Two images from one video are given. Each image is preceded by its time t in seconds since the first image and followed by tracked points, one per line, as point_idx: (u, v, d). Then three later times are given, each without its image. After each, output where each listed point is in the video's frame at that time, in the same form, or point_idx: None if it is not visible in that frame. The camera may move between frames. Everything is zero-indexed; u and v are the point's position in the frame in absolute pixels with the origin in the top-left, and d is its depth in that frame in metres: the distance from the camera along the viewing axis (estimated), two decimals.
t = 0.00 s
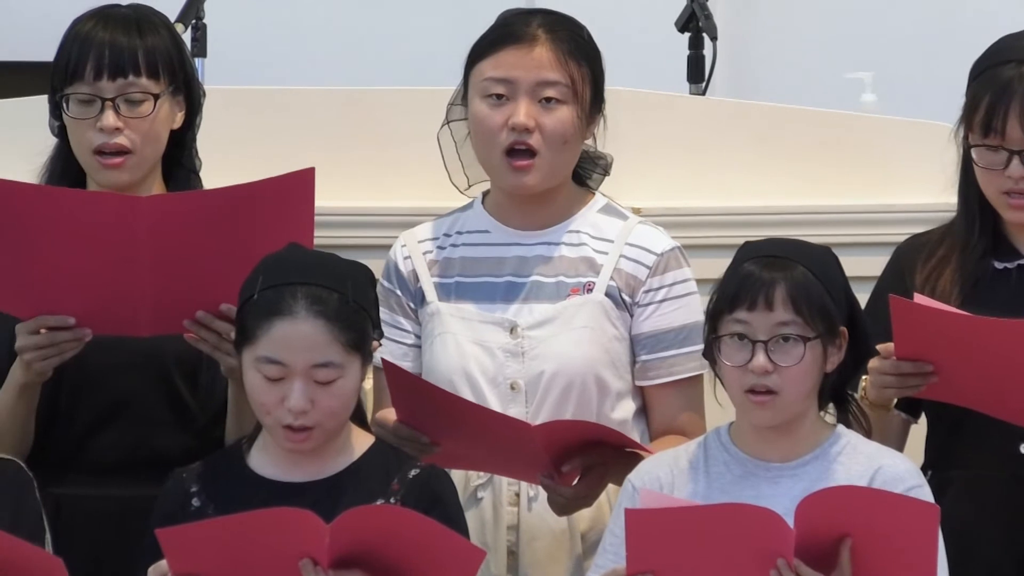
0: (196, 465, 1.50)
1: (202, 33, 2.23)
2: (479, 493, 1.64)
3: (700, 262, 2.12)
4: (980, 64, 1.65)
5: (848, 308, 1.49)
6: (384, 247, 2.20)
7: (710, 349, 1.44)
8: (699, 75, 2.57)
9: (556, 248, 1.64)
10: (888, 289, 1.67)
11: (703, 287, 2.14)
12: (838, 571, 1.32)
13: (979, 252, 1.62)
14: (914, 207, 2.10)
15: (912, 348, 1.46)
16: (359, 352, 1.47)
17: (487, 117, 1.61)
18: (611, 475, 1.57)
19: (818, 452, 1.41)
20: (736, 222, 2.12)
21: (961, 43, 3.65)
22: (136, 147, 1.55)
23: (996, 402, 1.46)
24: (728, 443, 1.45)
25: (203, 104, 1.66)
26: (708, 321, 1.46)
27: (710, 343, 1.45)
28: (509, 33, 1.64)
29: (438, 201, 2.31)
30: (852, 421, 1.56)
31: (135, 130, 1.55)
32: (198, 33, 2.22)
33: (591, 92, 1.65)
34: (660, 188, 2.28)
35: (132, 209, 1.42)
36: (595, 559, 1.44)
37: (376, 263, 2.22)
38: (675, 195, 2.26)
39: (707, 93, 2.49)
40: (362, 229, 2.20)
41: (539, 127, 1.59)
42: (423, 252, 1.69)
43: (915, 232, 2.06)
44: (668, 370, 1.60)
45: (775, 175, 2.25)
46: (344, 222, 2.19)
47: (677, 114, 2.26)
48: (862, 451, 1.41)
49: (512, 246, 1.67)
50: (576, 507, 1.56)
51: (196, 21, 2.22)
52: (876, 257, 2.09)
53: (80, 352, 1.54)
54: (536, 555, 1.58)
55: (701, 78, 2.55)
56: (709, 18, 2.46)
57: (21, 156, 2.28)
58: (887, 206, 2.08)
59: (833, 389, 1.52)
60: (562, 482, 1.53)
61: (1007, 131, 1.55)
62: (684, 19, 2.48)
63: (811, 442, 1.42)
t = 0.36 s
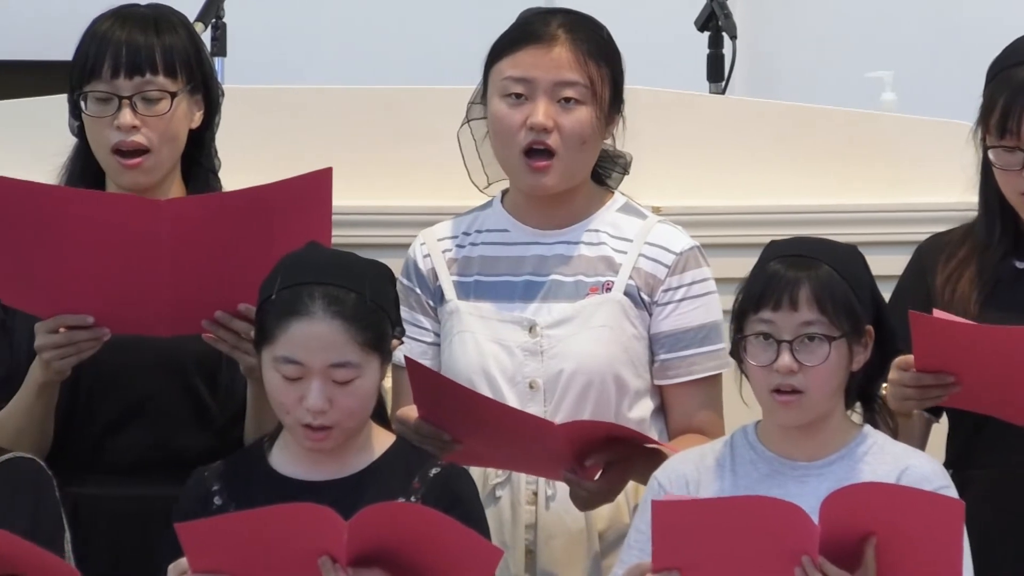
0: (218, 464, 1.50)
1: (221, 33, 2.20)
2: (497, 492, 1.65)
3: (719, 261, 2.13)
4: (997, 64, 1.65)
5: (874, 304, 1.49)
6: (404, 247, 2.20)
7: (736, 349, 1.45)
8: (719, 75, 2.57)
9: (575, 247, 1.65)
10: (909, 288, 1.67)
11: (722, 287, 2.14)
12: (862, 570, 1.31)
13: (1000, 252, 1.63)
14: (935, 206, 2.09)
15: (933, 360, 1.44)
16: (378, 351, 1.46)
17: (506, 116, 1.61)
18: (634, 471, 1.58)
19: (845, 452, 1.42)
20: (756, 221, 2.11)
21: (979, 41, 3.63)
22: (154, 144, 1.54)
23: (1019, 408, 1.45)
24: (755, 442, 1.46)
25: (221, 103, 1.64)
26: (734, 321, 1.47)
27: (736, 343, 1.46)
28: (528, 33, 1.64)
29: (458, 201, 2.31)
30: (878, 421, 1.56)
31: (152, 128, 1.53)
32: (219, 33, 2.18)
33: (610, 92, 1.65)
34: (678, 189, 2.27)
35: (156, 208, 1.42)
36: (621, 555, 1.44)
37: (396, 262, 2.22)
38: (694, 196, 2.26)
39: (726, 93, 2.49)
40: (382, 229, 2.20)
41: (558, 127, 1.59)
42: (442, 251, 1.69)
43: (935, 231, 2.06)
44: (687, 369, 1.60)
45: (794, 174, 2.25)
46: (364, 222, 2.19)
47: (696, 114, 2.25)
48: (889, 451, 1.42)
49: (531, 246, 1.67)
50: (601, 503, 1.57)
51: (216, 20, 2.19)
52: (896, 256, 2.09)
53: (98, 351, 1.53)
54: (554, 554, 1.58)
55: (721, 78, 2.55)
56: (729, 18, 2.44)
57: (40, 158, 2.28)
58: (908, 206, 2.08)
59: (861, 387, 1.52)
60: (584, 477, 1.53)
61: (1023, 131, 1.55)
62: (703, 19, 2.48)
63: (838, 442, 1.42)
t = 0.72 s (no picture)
0: (249, 464, 1.51)
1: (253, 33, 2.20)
2: (524, 491, 1.64)
3: (749, 261, 2.13)
4: None
5: (909, 308, 1.50)
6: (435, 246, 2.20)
7: (771, 354, 1.46)
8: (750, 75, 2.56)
9: (604, 247, 1.65)
10: (940, 288, 1.67)
11: (752, 287, 2.14)
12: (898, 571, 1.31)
13: None
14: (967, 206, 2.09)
15: (963, 363, 1.44)
16: (410, 351, 1.46)
17: (532, 124, 1.61)
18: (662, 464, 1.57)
19: (880, 451, 1.45)
20: (784, 221, 2.11)
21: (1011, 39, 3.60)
22: (184, 146, 1.53)
23: None
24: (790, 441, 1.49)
25: (252, 103, 1.63)
26: (768, 325, 1.48)
27: (770, 350, 1.47)
28: (554, 40, 1.63)
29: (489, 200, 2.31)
30: (911, 417, 1.56)
31: (182, 130, 1.53)
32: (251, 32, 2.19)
33: (636, 98, 1.65)
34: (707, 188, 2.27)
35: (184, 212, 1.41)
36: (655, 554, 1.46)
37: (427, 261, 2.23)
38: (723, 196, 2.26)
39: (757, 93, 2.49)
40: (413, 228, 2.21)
41: (584, 135, 1.59)
42: (471, 249, 1.70)
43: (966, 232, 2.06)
44: (714, 370, 1.60)
45: (825, 175, 2.25)
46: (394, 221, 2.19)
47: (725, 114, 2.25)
48: (924, 451, 1.45)
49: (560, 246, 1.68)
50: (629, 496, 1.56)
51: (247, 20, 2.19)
52: (927, 256, 2.09)
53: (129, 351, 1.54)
54: (579, 555, 1.59)
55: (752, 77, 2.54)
56: (760, 17, 2.49)
57: (73, 158, 2.30)
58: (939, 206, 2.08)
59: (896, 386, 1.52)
60: (612, 471, 1.53)
61: None
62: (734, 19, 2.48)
63: (873, 442, 1.45)
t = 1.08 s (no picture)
0: (280, 463, 1.52)
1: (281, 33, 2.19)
2: (550, 490, 1.64)
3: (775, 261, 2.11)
4: None
5: (934, 304, 1.50)
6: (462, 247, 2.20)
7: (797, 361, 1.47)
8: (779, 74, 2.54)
9: (630, 248, 1.65)
10: (969, 289, 1.67)
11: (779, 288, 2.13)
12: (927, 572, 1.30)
13: None
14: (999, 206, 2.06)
15: (995, 366, 1.46)
16: (439, 352, 1.46)
17: (559, 139, 1.60)
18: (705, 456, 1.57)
19: (909, 452, 1.45)
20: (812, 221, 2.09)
21: None
22: (212, 147, 1.54)
23: None
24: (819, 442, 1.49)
25: (281, 104, 1.64)
26: (794, 333, 1.49)
27: (798, 357, 1.48)
28: (580, 54, 1.61)
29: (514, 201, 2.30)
30: (936, 416, 1.56)
31: (211, 131, 1.53)
32: (278, 34, 2.15)
33: (661, 110, 1.64)
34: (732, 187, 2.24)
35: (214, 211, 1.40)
36: (685, 555, 1.47)
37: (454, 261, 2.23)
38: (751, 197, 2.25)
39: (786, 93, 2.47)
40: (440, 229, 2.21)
41: (611, 151, 1.59)
42: (494, 249, 1.70)
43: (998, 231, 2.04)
44: (739, 369, 1.60)
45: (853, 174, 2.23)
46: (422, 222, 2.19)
47: (753, 114, 2.25)
48: (952, 450, 1.45)
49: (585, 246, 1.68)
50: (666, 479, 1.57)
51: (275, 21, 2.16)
52: (957, 257, 2.07)
53: (157, 352, 1.54)
54: (606, 555, 1.59)
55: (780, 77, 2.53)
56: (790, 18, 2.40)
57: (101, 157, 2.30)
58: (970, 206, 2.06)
59: (924, 382, 1.50)
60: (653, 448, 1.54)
61: None
62: (763, 19, 2.47)
63: (901, 442, 1.45)
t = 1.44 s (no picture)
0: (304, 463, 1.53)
1: (304, 34, 2.18)
2: (571, 490, 1.65)
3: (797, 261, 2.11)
4: None
5: (957, 309, 1.50)
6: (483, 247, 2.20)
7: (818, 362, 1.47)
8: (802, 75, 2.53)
9: (648, 249, 1.64)
10: (994, 289, 1.68)
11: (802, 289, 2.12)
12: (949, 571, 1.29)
13: None
14: None
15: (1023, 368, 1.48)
16: (460, 350, 1.46)
17: (576, 148, 1.51)
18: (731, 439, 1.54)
19: (930, 453, 1.45)
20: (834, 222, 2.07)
21: None
22: (237, 147, 1.54)
23: None
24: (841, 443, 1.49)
25: (306, 104, 1.65)
26: (816, 335, 1.49)
27: (820, 358, 1.48)
28: (598, 62, 1.50)
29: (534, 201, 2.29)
30: (959, 417, 1.57)
31: (235, 132, 1.54)
32: (302, 34, 2.15)
33: (683, 118, 1.53)
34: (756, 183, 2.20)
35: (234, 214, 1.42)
36: (707, 555, 1.47)
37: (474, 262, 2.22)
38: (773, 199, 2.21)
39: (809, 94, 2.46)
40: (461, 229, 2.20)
41: (629, 160, 1.49)
42: (512, 250, 1.69)
43: None
44: (758, 368, 1.58)
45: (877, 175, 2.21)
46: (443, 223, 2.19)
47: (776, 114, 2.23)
48: (974, 451, 1.45)
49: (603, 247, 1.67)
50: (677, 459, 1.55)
51: (300, 22, 2.16)
52: (981, 258, 2.06)
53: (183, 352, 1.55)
54: (629, 555, 1.59)
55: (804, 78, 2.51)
56: (813, 19, 2.42)
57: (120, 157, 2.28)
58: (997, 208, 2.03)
59: (947, 383, 1.51)
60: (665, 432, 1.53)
61: None
62: (786, 20, 2.45)
63: (923, 443, 1.45)
